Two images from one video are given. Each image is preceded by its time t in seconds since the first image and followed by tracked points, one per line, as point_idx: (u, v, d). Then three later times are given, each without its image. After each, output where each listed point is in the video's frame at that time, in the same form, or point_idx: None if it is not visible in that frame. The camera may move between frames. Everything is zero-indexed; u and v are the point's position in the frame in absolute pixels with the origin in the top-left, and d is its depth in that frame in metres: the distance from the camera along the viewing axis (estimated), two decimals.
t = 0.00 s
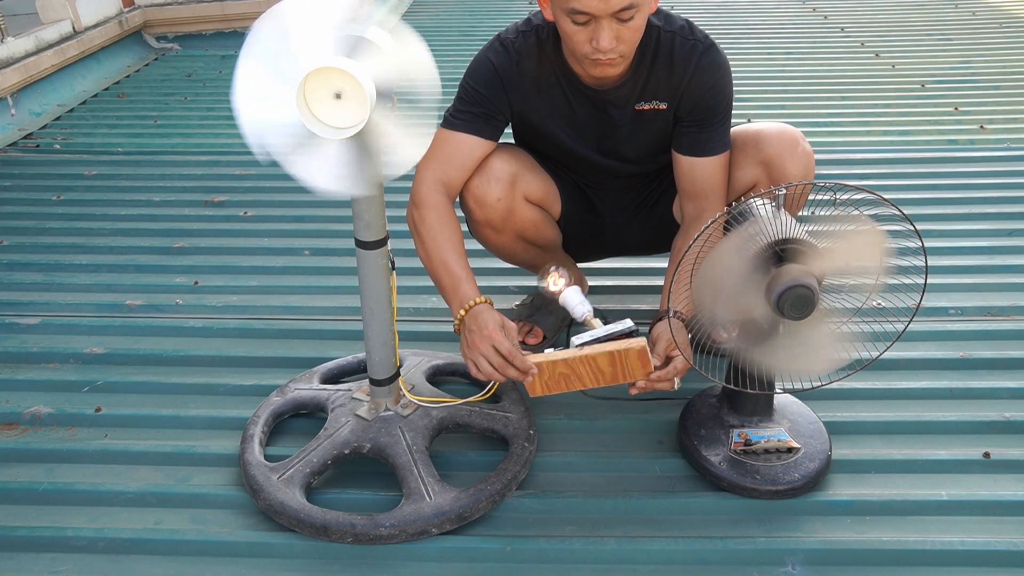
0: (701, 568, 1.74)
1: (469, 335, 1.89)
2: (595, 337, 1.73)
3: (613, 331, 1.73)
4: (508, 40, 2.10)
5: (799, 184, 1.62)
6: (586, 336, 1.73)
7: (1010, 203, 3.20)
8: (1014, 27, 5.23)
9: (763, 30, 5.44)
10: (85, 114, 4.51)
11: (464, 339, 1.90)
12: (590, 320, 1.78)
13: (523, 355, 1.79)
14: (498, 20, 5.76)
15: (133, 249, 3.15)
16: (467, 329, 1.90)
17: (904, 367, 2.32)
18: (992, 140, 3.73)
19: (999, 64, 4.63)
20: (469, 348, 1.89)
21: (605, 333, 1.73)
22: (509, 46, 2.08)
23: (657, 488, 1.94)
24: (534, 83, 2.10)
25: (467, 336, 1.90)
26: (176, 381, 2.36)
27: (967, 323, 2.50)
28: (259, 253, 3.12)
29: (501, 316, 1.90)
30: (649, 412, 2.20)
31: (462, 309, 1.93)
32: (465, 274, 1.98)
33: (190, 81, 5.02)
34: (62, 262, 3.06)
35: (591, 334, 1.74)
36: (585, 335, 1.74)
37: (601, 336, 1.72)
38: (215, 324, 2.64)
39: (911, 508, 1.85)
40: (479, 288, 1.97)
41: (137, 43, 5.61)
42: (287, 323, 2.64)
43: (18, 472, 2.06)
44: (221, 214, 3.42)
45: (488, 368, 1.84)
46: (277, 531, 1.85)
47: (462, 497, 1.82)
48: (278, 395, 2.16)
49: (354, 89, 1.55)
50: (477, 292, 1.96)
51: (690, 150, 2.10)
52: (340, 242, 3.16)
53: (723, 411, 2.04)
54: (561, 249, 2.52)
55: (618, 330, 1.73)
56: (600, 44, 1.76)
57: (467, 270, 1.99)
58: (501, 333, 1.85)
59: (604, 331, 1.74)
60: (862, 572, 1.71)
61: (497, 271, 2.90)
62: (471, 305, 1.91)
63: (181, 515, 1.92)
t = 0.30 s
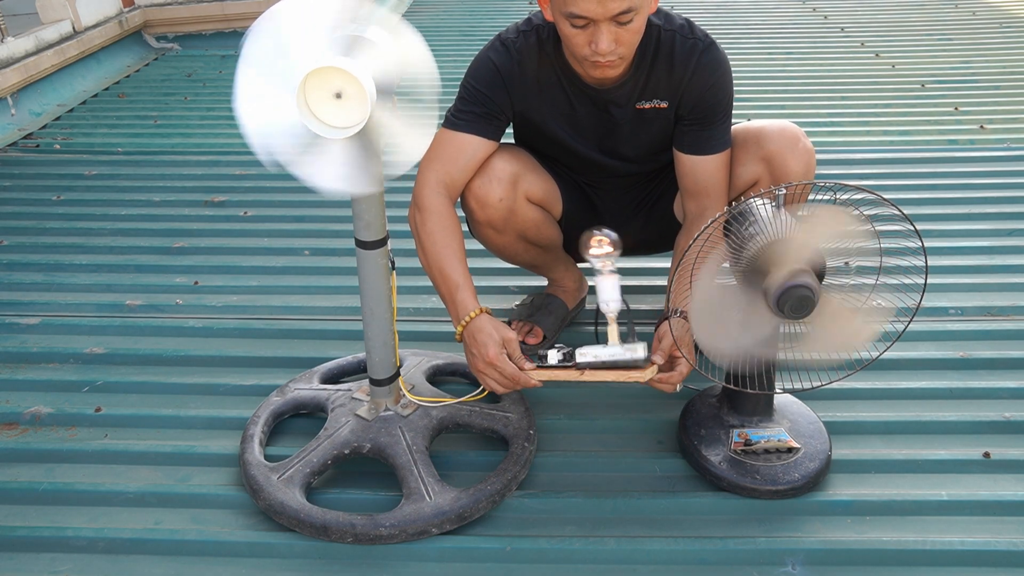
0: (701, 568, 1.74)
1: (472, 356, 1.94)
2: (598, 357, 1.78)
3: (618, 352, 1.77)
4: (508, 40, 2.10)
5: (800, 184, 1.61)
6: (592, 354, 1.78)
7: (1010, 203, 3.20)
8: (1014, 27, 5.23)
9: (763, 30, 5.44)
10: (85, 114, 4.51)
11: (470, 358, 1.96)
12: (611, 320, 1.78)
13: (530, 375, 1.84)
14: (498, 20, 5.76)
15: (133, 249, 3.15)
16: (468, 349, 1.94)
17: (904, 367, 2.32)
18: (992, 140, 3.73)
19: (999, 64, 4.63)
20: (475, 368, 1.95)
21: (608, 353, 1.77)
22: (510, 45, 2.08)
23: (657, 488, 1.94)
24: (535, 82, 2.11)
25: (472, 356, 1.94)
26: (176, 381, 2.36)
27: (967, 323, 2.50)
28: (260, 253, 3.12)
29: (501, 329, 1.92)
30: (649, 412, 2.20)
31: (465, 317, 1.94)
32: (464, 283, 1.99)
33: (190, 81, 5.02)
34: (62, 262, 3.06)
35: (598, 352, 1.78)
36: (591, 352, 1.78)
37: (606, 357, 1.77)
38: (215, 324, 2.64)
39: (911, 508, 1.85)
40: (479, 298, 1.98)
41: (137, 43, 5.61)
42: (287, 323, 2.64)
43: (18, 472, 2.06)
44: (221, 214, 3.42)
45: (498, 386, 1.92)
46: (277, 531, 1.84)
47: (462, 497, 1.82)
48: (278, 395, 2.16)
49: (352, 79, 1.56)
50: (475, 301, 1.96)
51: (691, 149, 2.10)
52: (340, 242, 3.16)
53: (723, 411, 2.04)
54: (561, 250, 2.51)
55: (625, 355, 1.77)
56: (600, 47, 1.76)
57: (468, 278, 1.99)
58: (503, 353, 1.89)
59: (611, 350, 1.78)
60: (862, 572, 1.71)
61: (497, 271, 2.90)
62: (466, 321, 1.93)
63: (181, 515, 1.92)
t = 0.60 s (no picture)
0: (701, 568, 1.74)
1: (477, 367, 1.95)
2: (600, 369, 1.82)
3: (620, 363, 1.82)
4: (508, 40, 2.09)
5: (800, 184, 1.60)
6: (595, 365, 1.81)
7: (1010, 203, 3.20)
8: (1014, 27, 5.23)
9: (763, 30, 5.44)
10: (85, 114, 4.51)
11: (476, 368, 1.96)
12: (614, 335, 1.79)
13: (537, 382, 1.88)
14: (498, 20, 5.76)
15: (133, 249, 3.15)
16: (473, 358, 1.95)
17: (904, 367, 2.32)
18: (992, 140, 3.73)
19: (1000, 64, 4.63)
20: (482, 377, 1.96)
21: (609, 365, 1.81)
22: (510, 45, 2.08)
23: (657, 488, 1.94)
24: (535, 83, 2.11)
25: (477, 366, 1.95)
26: (176, 381, 2.36)
27: (968, 323, 2.50)
28: (260, 253, 3.12)
29: (501, 337, 1.92)
30: (649, 412, 2.20)
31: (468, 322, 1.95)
32: (465, 289, 2.00)
33: (190, 81, 5.02)
34: (62, 262, 3.06)
35: (599, 364, 1.81)
36: (594, 363, 1.82)
37: (608, 369, 1.81)
38: (215, 324, 2.64)
39: (911, 508, 1.84)
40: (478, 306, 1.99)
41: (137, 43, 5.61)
42: (287, 323, 2.64)
43: (18, 472, 2.06)
44: (221, 214, 3.42)
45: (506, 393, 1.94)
46: (276, 531, 1.84)
47: (462, 497, 1.82)
48: (278, 395, 2.16)
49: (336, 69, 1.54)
50: (474, 308, 1.98)
51: (691, 149, 2.11)
52: (340, 242, 3.16)
53: (723, 411, 2.04)
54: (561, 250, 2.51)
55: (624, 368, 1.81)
56: (599, 48, 1.76)
57: (470, 288, 2.00)
58: (506, 363, 1.90)
59: (613, 362, 1.82)
60: (861, 572, 1.71)
61: (497, 271, 2.90)
62: (469, 327, 1.94)
63: (181, 515, 1.92)
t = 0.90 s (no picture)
0: (701, 568, 1.74)
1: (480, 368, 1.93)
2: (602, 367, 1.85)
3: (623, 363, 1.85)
4: (508, 41, 2.09)
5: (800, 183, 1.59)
6: (596, 367, 1.85)
7: (1010, 203, 3.20)
8: (1015, 27, 5.23)
9: (763, 30, 5.44)
10: (85, 114, 4.51)
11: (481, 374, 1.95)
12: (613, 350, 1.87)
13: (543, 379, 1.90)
14: (498, 20, 5.76)
15: (133, 249, 3.15)
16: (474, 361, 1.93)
17: (904, 367, 2.32)
18: (992, 140, 3.73)
19: (1000, 64, 4.63)
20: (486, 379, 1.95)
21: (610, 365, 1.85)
22: (510, 46, 2.08)
23: (657, 488, 1.94)
24: (534, 83, 2.11)
25: (479, 368, 1.94)
26: (176, 381, 2.36)
27: (968, 323, 2.50)
28: (260, 253, 3.12)
29: (500, 341, 1.90)
30: (650, 412, 2.20)
31: (469, 325, 1.94)
32: (465, 293, 2.00)
33: (190, 81, 5.02)
34: (61, 262, 3.06)
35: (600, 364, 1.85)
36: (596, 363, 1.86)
37: (609, 368, 1.85)
38: (215, 324, 2.64)
39: (911, 508, 1.85)
40: (475, 315, 1.98)
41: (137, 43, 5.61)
42: (287, 323, 2.64)
43: (18, 472, 2.06)
44: (221, 214, 3.42)
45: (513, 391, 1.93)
46: (277, 531, 1.84)
47: (462, 497, 1.82)
48: (278, 395, 2.16)
49: (326, 74, 1.54)
50: (471, 318, 1.96)
51: (691, 148, 2.11)
52: (340, 242, 3.16)
53: (723, 411, 2.04)
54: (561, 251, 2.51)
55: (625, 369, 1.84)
56: (597, 50, 1.76)
57: (469, 297, 2.00)
58: (509, 368, 1.89)
59: (613, 362, 1.85)
60: (861, 572, 1.71)
61: (497, 271, 2.90)
62: (472, 331, 1.92)
63: (181, 515, 1.92)
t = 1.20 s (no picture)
0: (701, 568, 1.74)
1: (478, 369, 1.96)
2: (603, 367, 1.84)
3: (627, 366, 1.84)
4: (507, 42, 2.09)
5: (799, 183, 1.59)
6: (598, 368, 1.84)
7: (1010, 203, 3.20)
8: (1015, 27, 5.23)
9: (763, 30, 5.44)
10: (85, 114, 4.51)
11: (483, 376, 1.97)
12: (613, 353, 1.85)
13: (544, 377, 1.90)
14: (498, 20, 5.76)
15: (133, 249, 3.15)
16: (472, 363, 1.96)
17: (904, 367, 2.32)
18: (992, 140, 3.73)
19: (1000, 64, 4.63)
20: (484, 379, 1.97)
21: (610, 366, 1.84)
22: (510, 47, 2.08)
23: (657, 488, 1.94)
24: (534, 84, 2.11)
25: (479, 370, 1.96)
26: (176, 381, 2.36)
27: (968, 323, 2.50)
28: (260, 253, 3.12)
29: (499, 345, 1.91)
30: (650, 412, 2.20)
31: (469, 330, 1.95)
32: (464, 295, 2.00)
33: (190, 81, 5.02)
34: (62, 262, 3.06)
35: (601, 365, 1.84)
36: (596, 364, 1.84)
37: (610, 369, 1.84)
38: (215, 324, 2.64)
39: (911, 508, 1.85)
40: (474, 321, 1.99)
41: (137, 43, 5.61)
42: (287, 323, 2.65)
43: (18, 472, 2.06)
44: (221, 214, 3.42)
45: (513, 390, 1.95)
46: (276, 531, 1.85)
47: (462, 497, 1.82)
48: (278, 395, 2.16)
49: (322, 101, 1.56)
50: (470, 321, 1.98)
51: (691, 148, 2.11)
52: (340, 242, 3.17)
53: (723, 412, 2.04)
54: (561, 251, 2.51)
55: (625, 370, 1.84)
56: (595, 52, 1.76)
57: (468, 300, 2.01)
58: (510, 370, 1.91)
59: (615, 364, 1.84)
60: (861, 573, 1.71)
61: (497, 271, 2.90)
62: (471, 335, 1.94)
63: (181, 515, 1.92)
